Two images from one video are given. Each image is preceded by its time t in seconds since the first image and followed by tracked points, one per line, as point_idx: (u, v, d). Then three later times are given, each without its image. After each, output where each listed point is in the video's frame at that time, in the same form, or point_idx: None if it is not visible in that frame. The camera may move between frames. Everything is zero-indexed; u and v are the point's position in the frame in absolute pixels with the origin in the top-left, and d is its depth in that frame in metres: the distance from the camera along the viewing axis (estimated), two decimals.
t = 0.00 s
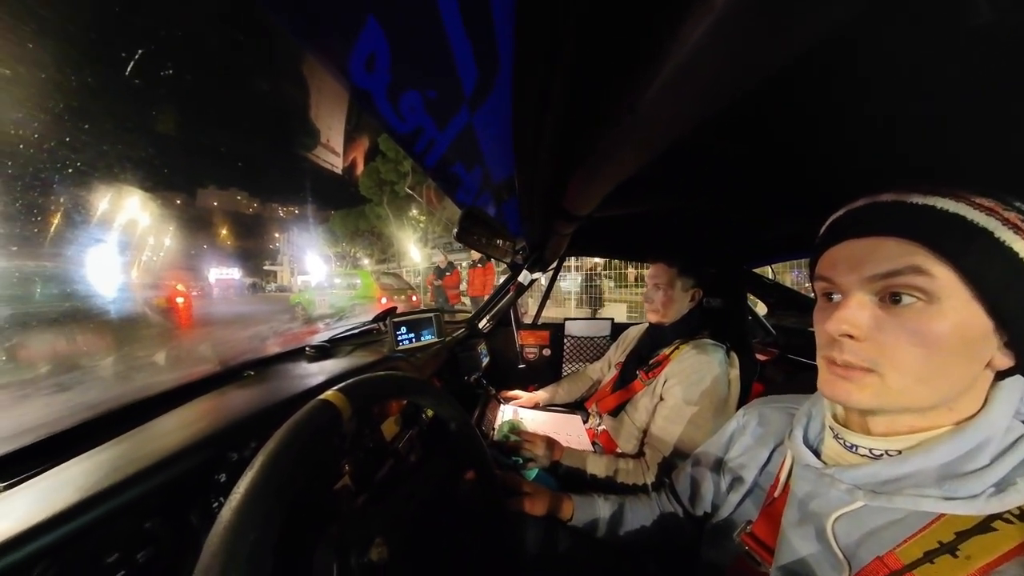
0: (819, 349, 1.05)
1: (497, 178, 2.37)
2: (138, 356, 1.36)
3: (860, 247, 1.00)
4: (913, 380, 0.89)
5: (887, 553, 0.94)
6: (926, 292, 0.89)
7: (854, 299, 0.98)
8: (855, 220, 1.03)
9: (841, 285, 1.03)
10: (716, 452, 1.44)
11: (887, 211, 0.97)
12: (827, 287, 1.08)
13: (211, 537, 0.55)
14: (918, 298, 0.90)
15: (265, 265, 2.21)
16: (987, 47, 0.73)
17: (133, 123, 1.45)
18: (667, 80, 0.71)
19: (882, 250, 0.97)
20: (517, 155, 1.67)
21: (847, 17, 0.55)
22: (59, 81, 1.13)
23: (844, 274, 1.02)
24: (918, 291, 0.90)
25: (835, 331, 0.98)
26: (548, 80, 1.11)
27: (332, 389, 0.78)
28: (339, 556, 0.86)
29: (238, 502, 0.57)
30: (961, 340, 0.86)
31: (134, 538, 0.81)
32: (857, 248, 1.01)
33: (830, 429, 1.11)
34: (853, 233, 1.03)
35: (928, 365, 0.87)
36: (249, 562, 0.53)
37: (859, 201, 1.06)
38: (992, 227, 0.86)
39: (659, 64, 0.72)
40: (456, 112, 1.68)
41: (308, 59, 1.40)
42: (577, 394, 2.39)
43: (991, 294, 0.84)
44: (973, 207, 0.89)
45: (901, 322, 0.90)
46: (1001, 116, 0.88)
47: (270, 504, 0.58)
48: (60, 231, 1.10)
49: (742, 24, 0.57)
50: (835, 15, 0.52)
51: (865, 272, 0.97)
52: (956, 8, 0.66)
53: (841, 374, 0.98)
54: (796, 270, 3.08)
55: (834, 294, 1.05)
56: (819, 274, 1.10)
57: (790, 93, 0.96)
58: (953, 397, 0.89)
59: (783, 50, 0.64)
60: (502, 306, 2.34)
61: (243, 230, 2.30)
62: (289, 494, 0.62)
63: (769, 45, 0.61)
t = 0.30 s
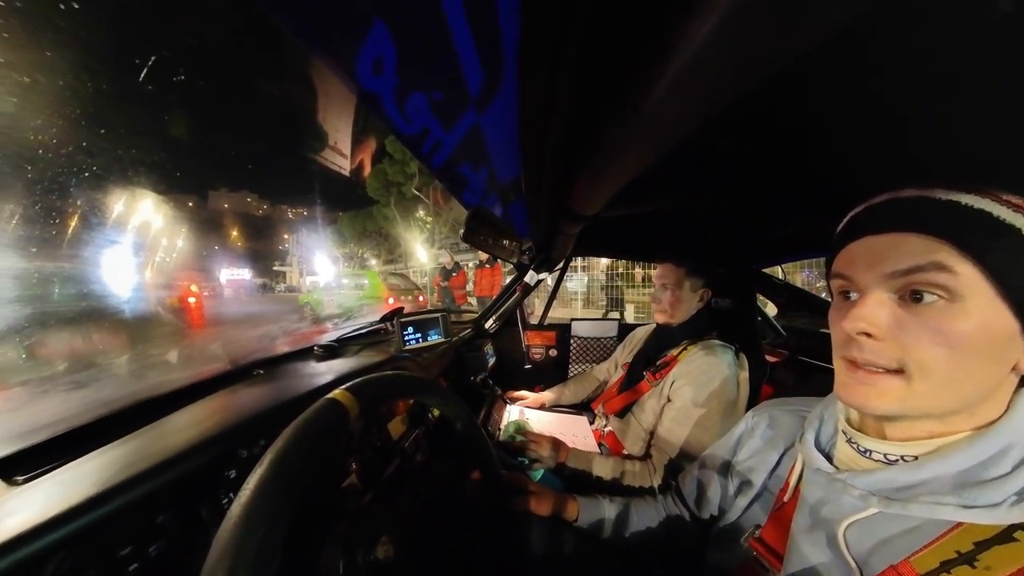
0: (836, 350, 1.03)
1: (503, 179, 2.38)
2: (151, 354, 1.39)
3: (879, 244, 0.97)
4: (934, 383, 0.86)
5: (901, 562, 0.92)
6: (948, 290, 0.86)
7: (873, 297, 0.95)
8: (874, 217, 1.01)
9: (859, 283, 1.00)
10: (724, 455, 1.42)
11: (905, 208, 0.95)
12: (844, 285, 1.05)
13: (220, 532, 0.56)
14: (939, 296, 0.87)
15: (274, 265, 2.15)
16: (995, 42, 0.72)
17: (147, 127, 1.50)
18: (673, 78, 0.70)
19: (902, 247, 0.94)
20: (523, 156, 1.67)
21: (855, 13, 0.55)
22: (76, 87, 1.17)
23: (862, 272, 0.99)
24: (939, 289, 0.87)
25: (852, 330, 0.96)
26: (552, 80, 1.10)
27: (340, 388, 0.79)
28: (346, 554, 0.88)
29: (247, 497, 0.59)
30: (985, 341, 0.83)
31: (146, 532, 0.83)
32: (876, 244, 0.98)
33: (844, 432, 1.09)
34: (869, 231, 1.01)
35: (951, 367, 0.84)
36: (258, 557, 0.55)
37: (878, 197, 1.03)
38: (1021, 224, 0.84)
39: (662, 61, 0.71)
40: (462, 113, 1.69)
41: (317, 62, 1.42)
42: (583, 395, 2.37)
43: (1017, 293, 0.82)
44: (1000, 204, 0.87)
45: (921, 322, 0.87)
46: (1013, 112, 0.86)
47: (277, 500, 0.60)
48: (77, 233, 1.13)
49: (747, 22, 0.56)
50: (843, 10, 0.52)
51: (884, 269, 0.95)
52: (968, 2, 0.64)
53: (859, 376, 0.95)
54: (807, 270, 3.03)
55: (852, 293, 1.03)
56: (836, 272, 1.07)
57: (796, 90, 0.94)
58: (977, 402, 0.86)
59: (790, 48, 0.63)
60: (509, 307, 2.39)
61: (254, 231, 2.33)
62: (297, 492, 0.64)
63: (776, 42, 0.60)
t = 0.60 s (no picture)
0: (853, 351, 1.01)
1: (509, 180, 2.38)
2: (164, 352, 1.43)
3: (897, 242, 0.95)
4: (957, 385, 0.83)
5: (915, 566, 0.88)
6: (972, 288, 0.83)
7: (892, 295, 0.93)
8: (890, 213, 0.99)
9: (877, 281, 0.98)
10: (731, 457, 1.40)
11: (928, 204, 0.93)
12: (860, 284, 1.03)
13: (229, 529, 0.58)
14: (963, 294, 0.84)
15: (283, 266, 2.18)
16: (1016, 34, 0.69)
17: (160, 133, 1.55)
18: (678, 76, 0.70)
19: (924, 244, 0.91)
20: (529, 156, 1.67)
21: (866, 8, 0.53)
22: (92, 95, 1.21)
23: (881, 270, 0.97)
24: (964, 287, 0.84)
25: (872, 330, 0.93)
26: (557, 80, 1.10)
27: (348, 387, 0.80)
28: (352, 552, 0.88)
29: (257, 492, 0.62)
30: (1011, 342, 0.79)
31: (160, 525, 0.85)
32: (895, 241, 0.96)
33: (856, 433, 1.07)
34: (885, 228, 0.99)
35: (975, 368, 0.81)
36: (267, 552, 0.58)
37: (896, 193, 1.01)
38: None
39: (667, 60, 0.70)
40: (467, 114, 1.70)
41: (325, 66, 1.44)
42: (590, 396, 2.36)
43: None
44: None
45: (943, 321, 0.85)
46: None
47: (286, 499, 0.62)
48: (92, 235, 1.19)
49: (754, 18, 0.55)
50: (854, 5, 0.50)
51: (904, 267, 0.92)
52: None
53: (878, 377, 0.93)
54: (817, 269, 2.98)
55: (869, 292, 1.00)
56: (853, 271, 1.05)
57: (803, 86, 0.92)
58: (1001, 405, 0.83)
59: (799, 45, 0.62)
60: (515, 307, 2.35)
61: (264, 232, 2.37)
62: (306, 488, 0.67)
63: (784, 38, 0.59)
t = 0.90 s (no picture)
0: (864, 355, 0.98)
1: (515, 181, 2.39)
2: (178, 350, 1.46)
3: (910, 242, 0.93)
4: (974, 390, 0.81)
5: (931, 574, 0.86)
6: (989, 290, 0.81)
7: (905, 298, 0.90)
8: (903, 212, 0.96)
9: (889, 283, 0.95)
10: (739, 460, 1.38)
11: (939, 203, 0.91)
12: (872, 285, 1.00)
13: (238, 527, 0.59)
14: (979, 297, 0.82)
15: (294, 268, 2.26)
16: None
17: (173, 137, 1.59)
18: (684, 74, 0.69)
19: (938, 246, 0.89)
20: (535, 156, 1.67)
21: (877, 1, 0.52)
22: (107, 101, 1.26)
23: (893, 271, 0.94)
24: (980, 290, 0.82)
25: (884, 333, 0.91)
26: (561, 81, 1.10)
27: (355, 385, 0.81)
28: (357, 551, 0.88)
29: (265, 489, 0.63)
30: None
31: (172, 520, 0.87)
32: (908, 242, 0.94)
33: (868, 437, 1.04)
34: (897, 228, 0.97)
35: (992, 373, 0.79)
36: (276, 548, 0.59)
37: (909, 192, 0.98)
38: None
39: (674, 56, 0.70)
40: (473, 115, 1.70)
41: (332, 70, 1.46)
42: (596, 397, 2.35)
43: None
44: None
45: (960, 325, 0.82)
46: None
47: (293, 496, 0.63)
48: (109, 236, 1.22)
49: (761, 13, 0.54)
50: None
51: (918, 269, 0.90)
52: None
53: (890, 382, 0.90)
54: (828, 270, 2.93)
55: (881, 294, 0.98)
56: (863, 272, 1.03)
57: (810, 84, 0.91)
58: (1019, 411, 0.80)
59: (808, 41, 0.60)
60: (522, 307, 2.38)
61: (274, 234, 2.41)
62: (312, 486, 0.67)
63: (792, 34, 0.58)
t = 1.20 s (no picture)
0: (880, 358, 0.95)
1: (521, 182, 2.39)
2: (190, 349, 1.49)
3: (927, 243, 0.90)
4: (996, 395, 0.78)
5: None
6: (1013, 293, 0.78)
7: (924, 300, 0.87)
8: (919, 210, 0.93)
9: (907, 285, 0.92)
10: (749, 464, 1.35)
11: (957, 198, 0.87)
12: (889, 287, 0.97)
13: (247, 521, 0.60)
14: (1003, 299, 0.79)
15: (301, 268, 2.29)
16: None
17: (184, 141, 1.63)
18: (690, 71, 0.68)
19: (958, 246, 0.86)
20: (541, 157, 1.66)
21: None
22: (121, 107, 1.30)
23: (911, 273, 0.91)
24: (1003, 292, 0.79)
25: (902, 337, 0.88)
26: (566, 82, 1.10)
27: (362, 384, 0.82)
28: (363, 549, 0.88)
29: (274, 485, 0.64)
30: None
31: (183, 514, 0.89)
32: (927, 242, 0.91)
33: (882, 442, 1.01)
34: (912, 227, 0.94)
35: (1015, 378, 0.76)
36: (285, 545, 0.60)
37: (927, 187, 0.95)
38: None
39: (681, 54, 0.69)
40: (480, 116, 1.71)
41: (339, 73, 1.48)
42: (602, 399, 2.34)
43: None
44: None
45: (983, 328, 0.79)
46: None
47: (301, 493, 0.64)
48: (122, 238, 1.23)
49: (767, 8, 0.53)
50: None
51: (937, 271, 0.87)
52: None
53: (907, 387, 0.87)
54: (840, 270, 2.87)
55: (899, 296, 0.95)
56: (879, 274, 1.00)
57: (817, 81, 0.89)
58: None
59: (816, 35, 0.59)
60: (528, 307, 2.37)
61: (283, 235, 2.45)
62: (320, 483, 0.68)
63: (799, 27, 0.57)
